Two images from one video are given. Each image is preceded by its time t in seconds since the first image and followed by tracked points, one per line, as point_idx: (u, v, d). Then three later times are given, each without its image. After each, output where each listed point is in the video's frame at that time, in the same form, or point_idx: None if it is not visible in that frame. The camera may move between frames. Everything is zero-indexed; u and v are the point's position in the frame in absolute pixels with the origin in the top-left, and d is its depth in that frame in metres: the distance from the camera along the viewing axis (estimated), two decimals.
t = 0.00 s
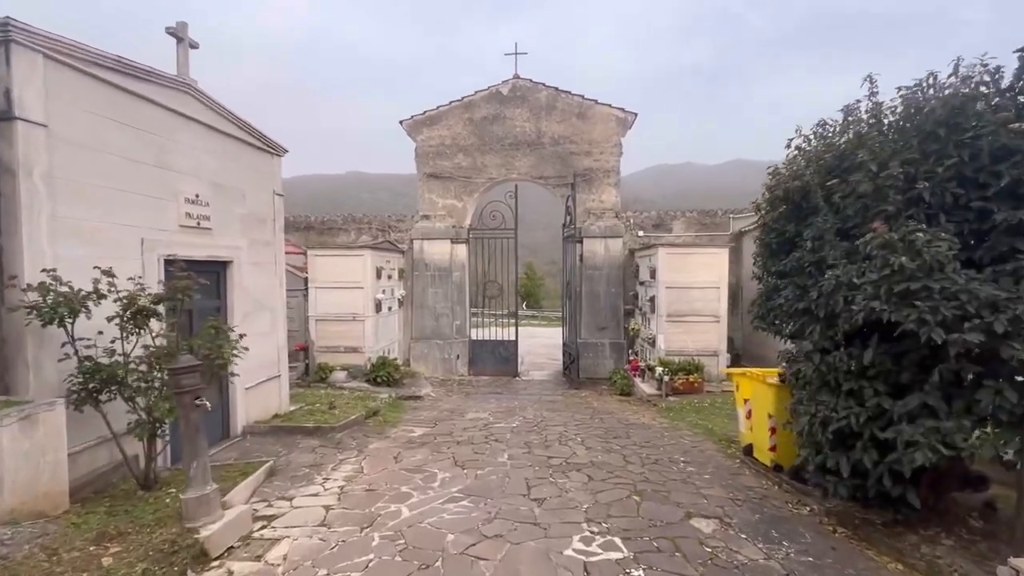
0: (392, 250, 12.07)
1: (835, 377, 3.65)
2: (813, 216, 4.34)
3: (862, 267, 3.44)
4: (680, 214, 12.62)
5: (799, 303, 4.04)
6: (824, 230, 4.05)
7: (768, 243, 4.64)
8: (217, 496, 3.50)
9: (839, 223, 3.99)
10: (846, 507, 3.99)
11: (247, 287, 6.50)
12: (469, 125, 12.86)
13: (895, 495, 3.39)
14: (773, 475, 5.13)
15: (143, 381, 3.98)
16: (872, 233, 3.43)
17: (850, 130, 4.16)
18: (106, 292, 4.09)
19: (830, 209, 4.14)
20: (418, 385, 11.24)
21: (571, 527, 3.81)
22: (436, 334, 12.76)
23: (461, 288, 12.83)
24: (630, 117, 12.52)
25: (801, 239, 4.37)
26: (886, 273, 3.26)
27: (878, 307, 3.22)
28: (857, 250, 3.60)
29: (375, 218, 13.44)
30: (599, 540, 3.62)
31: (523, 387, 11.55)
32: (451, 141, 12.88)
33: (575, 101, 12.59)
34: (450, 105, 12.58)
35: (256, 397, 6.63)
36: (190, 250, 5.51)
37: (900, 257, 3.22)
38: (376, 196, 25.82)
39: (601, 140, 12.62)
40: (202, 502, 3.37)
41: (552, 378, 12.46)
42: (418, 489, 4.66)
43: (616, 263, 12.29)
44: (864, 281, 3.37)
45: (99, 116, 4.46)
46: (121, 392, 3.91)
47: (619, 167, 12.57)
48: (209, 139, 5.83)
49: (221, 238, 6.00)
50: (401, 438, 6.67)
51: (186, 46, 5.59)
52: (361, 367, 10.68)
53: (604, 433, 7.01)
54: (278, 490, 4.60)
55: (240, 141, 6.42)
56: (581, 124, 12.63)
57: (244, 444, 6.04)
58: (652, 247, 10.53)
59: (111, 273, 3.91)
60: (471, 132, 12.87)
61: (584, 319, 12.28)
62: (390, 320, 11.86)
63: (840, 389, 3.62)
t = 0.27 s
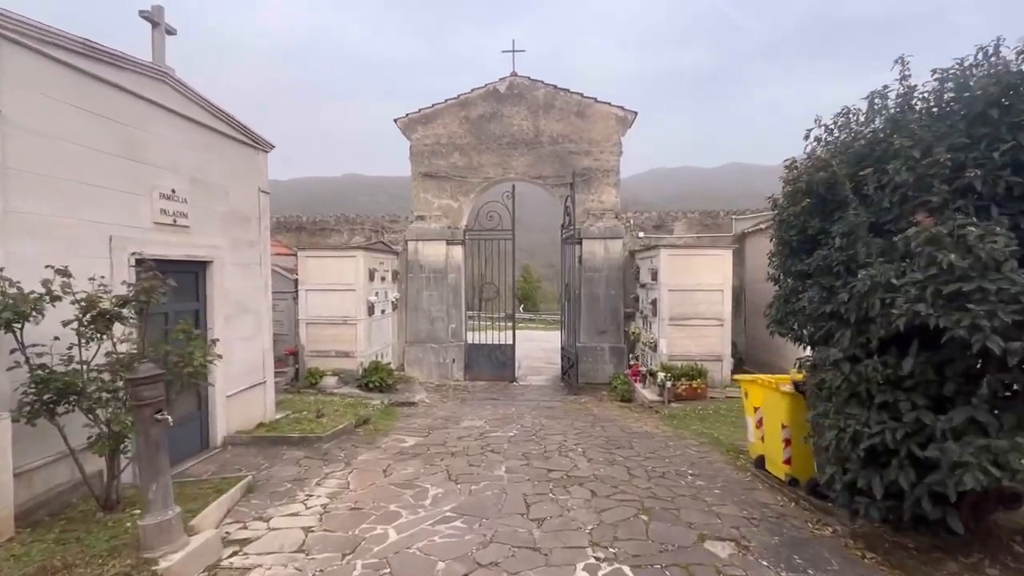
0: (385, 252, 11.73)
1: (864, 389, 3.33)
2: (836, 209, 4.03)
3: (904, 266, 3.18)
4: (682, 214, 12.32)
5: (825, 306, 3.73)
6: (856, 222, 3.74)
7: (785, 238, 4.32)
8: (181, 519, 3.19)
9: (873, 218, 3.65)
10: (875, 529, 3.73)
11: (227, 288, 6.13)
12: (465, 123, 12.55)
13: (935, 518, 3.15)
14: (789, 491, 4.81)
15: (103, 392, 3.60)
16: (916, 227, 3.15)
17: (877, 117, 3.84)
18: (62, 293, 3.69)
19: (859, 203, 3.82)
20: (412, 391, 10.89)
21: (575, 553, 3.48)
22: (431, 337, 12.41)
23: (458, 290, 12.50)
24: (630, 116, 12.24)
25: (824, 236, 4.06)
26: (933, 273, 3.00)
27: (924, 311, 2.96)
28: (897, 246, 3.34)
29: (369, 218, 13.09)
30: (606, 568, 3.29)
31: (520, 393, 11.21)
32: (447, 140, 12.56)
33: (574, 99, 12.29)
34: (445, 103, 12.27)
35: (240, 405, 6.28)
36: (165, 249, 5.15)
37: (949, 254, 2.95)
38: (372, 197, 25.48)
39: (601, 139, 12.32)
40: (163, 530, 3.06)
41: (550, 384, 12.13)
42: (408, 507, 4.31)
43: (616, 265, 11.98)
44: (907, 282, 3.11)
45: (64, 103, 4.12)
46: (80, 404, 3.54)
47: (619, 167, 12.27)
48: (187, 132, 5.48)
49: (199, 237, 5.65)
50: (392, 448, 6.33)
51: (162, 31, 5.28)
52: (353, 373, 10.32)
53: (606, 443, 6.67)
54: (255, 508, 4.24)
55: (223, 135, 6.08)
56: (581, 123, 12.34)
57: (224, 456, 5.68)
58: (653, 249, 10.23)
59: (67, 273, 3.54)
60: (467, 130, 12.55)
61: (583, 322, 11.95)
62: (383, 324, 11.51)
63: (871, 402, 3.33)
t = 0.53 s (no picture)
0: (379, 251, 11.37)
1: (909, 397, 3.05)
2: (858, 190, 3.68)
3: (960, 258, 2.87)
4: (684, 213, 12.02)
5: (861, 303, 3.41)
6: (897, 210, 3.44)
7: (808, 228, 3.98)
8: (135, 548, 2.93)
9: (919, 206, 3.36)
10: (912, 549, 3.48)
11: (208, 287, 5.79)
12: (462, 119, 12.22)
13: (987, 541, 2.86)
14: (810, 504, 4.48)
15: (56, 401, 3.22)
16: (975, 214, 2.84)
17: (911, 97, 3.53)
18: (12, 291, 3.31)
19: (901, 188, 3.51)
20: (406, 395, 10.53)
21: None
22: (426, 339, 12.05)
23: (454, 291, 12.15)
24: (631, 112, 11.93)
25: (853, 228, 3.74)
26: (996, 266, 2.68)
27: (988, 309, 2.64)
28: (949, 235, 3.07)
29: (362, 217, 12.74)
30: None
31: (518, 397, 10.86)
32: (443, 136, 12.23)
33: (573, 94, 11.98)
34: (441, 98, 11.93)
35: (222, 412, 5.91)
36: (136, 244, 4.79)
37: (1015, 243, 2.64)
38: (368, 198, 25.14)
39: (601, 135, 12.00)
40: (114, 558, 2.84)
41: (549, 387, 11.79)
42: (398, 524, 3.96)
43: (617, 265, 11.66)
44: (964, 276, 2.79)
45: (21, 83, 3.78)
46: (31, 414, 3.17)
47: (620, 164, 11.96)
48: (160, 118, 5.15)
49: (176, 232, 5.30)
50: (383, 457, 5.97)
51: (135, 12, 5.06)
52: (345, 376, 9.95)
53: (609, 450, 6.33)
54: (231, 526, 3.88)
55: (202, 124, 5.74)
56: (580, 119, 12.02)
57: (203, 467, 5.32)
58: (655, 248, 9.92)
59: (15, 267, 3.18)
60: (464, 126, 12.22)
61: (583, 324, 11.62)
62: (377, 326, 11.15)
63: (916, 411, 3.05)
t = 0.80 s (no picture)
0: (372, 250, 11.02)
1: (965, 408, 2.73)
2: (895, 172, 3.33)
3: None
4: (686, 211, 11.71)
5: (903, 301, 3.06)
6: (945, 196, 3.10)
7: (836, 219, 3.65)
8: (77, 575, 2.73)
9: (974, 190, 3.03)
10: None
11: (186, 285, 5.43)
12: (458, 115, 11.88)
13: None
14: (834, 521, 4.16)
15: None
16: None
17: (948, 73, 3.23)
18: None
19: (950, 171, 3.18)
20: (400, 399, 10.17)
21: None
22: (421, 342, 11.69)
23: (449, 291, 11.80)
24: (631, 108, 11.62)
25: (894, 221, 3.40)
26: None
27: None
28: (1013, 224, 2.78)
29: (355, 216, 12.37)
30: None
31: (516, 401, 10.51)
32: (438, 133, 11.89)
33: (572, 90, 11.66)
34: (436, 93, 11.60)
35: (201, 419, 5.55)
36: (105, 239, 4.43)
37: None
38: (363, 198, 24.78)
39: (601, 132, 11.69)
40: None
41: (547, 390, 11.43)
42: (385, 546, 3.61)
43: (617, 265, 11.34)
44: None
45: None
46: None
47: (620, 162, 11.65)
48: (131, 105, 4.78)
49: (149, 227, 4.93)
50: (373, 467, 5.61)
51: None
52: (336, 380, 9.58)
53: (613, 459, 5.98)
54: (200, 550, 3.52)
55: (179, 112, 5.39)
56: (579, 115, 11.70)
57: (178, 479, 4.95)
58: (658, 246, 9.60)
59: None
60: (460, 123, 11.89)
61: (582, 325, 11.29)
62: (370, 328, 10.79)
63: (969, 424, 2.78)
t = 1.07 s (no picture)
0: (364, 248, 10.66)
1: None
2: (942, 148, 2.99)
3: None
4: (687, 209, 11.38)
5: (956, 295, 2.69)
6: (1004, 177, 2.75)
7: (870, 205, 3.31)
8: None
9: None
10: None
11: (158, 282, 5.05)
12: (453, 109, 11.53)
13: None
14: (858, 539, 3.82)
15: None
16: None
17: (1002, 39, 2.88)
18: None
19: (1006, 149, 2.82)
20: (392, 402, 9.80)
21: None
22: (415, 343, 11.32)
23: (444, 291, 11.44)
24: (631, 102, 11.29)
25: (939, 205, 3.06)
26: None
27: None
28: None
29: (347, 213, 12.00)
30: None
31: (513, 404, 10.15)
32: (433, 127, 11.54)
33: (570, 83, 11.33)
34: (430, 87, 11.24)
35: (173, 425, 5.18)
36: (61, 230, 4.06)
37: None
38: (358, 198, 24.40)
39: (600, 127, 11.36)
40: None
41: (545, 393, 11.08)
42: (365, 570, 3.26)
43: (617, 263, 11.01)
44: None
45: None
46: None
47: (620, 157, 11.32)
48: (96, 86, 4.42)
49: (115, 218, 4.56)
50: (359, 477, 5.24)
51: None
52: (325, 383, 9.21)
53: (615, 468, 5.63)
54: None
55: (153, 97, 5.05)
56: (578, 109, 11.37)
57: (146, 492, 4.58)
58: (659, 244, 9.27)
59: None
60: (455, 117, 11.54)
61: (581, 326, 10.95)
62: (361, 328, 10.44)
63: None
